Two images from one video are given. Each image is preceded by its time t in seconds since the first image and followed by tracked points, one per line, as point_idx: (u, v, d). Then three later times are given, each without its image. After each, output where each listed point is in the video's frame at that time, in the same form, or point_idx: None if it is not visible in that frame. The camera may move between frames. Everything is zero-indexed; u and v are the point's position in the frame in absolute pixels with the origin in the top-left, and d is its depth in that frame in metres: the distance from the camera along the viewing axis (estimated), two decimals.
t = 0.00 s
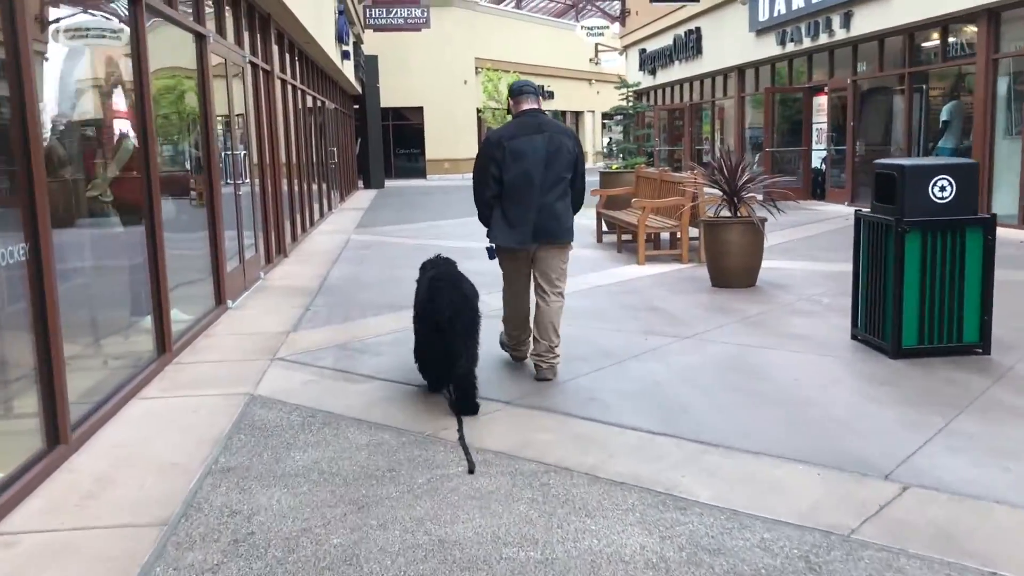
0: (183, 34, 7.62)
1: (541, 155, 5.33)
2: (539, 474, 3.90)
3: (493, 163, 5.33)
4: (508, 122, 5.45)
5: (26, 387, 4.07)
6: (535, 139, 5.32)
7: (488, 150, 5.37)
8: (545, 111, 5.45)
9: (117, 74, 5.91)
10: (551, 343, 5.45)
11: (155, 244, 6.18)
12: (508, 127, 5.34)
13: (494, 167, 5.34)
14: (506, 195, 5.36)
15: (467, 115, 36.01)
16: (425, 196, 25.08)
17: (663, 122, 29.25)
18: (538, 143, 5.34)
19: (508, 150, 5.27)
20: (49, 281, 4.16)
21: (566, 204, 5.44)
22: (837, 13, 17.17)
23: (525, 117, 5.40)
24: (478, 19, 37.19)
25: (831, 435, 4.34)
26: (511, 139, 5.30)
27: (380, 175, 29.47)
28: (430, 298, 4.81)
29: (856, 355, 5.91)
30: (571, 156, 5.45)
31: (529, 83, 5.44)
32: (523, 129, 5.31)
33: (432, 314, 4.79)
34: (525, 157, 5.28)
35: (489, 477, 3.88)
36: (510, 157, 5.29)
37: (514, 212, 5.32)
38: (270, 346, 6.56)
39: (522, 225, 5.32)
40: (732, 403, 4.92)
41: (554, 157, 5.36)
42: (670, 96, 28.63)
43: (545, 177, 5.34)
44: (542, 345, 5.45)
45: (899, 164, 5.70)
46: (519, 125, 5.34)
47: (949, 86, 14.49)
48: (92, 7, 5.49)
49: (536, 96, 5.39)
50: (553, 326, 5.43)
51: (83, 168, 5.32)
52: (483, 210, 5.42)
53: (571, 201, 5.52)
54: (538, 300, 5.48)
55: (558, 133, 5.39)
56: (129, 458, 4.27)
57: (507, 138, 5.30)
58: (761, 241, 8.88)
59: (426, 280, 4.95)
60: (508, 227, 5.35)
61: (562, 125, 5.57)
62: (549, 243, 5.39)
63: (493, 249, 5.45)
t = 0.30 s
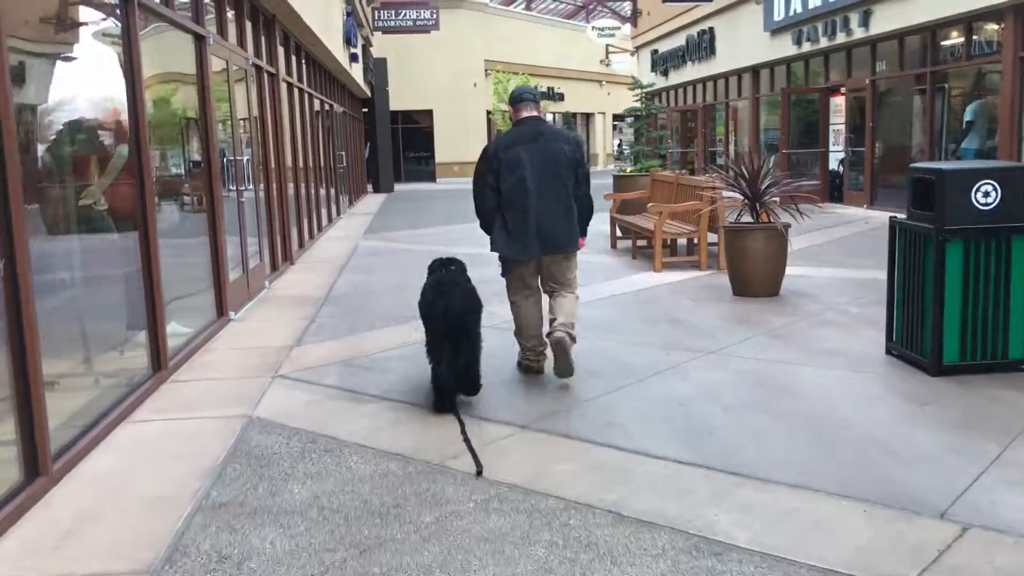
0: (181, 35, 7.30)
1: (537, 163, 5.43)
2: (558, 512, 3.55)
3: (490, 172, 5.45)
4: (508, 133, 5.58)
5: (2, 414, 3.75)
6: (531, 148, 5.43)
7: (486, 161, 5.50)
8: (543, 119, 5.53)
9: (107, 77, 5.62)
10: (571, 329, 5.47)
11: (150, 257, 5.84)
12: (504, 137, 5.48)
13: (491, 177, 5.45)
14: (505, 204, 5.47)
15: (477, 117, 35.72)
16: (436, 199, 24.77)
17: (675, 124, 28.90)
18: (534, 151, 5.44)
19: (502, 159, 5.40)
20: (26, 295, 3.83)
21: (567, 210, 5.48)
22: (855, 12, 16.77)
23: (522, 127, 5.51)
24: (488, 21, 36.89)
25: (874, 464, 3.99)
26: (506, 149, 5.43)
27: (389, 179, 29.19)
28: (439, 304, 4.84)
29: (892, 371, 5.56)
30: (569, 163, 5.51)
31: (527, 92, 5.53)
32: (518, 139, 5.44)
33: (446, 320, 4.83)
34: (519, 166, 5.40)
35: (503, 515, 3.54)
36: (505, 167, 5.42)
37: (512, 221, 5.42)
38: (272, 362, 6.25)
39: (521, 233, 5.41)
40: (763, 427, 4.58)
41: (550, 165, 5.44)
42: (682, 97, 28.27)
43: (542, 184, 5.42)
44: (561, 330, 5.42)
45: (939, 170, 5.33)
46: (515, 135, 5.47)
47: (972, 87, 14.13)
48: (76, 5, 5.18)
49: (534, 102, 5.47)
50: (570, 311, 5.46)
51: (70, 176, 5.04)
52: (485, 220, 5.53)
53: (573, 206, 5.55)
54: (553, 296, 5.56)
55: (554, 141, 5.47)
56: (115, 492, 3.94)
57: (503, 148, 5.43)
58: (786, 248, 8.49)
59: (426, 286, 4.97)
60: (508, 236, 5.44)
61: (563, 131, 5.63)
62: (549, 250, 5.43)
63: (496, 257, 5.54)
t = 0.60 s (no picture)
0: (176, 25, 6.97)
1: (536, 158, 5.42)
2: (580, 540, 3.23)
3: (492, 163, 5.48)
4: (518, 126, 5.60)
5: None
6: (534, 142, 5.42)
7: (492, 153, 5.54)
8: (550, 114, 5.52)
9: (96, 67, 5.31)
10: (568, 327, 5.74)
11: (144, 251, 5.50)
12: (510, 130, 5.51)
13: (493, 168, 5.48)
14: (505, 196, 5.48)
15: (483, 113, 35.39)
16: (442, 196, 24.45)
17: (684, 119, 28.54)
18: (536, 145, 5.43)
19: (503, 151, 5.43)
20: None
21: (567, 206, 5.44)
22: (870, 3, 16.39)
23: (529, 121, 5.52)
24: (494, 15, 36.52)
25: (923, 485, 3.67)
26: (509, 142, 5.45)
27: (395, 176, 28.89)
28: (450, 303, 4.82)
29: (930, 378, 5.24)
30: (572, 159, 5.45)
31: (540, 86, 5.55)
32: (521, 132, 5.45)
33: (455, 321, 4.80)
34: (518, 159, 5.41)
35: (520, 544, 3.22)
36: (506, 159, 5.44)
37: (509, 213, 5.43)
38: (272, 368, 5.94)
39: (516, 226, 5.40)
40: (798, 441, 4.26)
41: (550, 160, 5.42)
42: (691, 92, 27.91)
43: (540, 178, 5.42)
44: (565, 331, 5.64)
45: (982, 162, 4.98)
46: (520, 128, 5.49)
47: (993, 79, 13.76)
48: None
49: (544, 99, 5.50)
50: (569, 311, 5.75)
51: (55, 175, 4.73)
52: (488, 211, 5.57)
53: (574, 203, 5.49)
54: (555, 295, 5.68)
55: (558, 136, 5.44)
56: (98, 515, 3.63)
57: (506, 140, 5.46)
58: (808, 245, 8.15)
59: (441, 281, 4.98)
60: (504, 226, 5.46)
61: (573, 128, 5.58)
62: (543, 244, 5.40)
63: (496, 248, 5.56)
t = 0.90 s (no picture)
0: (159, 24, 6.61)
1: (546, 156, 5.35)
2: None
3: (501, 162, 5.39)
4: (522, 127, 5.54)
5: None
6: (543, 141, 5.36)
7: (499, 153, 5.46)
8: (557, 115, 5.47)
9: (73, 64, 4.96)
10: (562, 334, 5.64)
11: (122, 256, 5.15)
12: (517, 130, 5.44)
13: (502, 168, 5.39)
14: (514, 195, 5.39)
15: (477, 114, 35.07)
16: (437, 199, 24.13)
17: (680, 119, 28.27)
18: (546, 144, 5.37)
19: (513, 150, 5.35)
20: None
21: (575, 205, 5.40)
22: (872, 0, 16.11)
23: (535, 121, 5.46)
24: (487, 16, 36.22)
25: (970, 520, 3.36)
26: (519, 141, 5.38)
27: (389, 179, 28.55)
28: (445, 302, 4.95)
29: (960, 394, 4.94)
30: (580, 158, 5.42)
31: (543, 87, 5.51)
32: (530, 132, 5.39)
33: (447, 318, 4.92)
34: (529, 158, 5.34)
35: None
36: (516, 158, 5.36)
37: (520, 212, 5.34)
38: (261, 387, 5.62)
39: (528, 224, 5.31)
40: (827, 467, 3.96)
41: (560, 159, 5.37)
42: (687, 92, 27.63)
43: (550, 176, 5.35)
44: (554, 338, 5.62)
45: (1012, 166, 4.70)
46: (527, 128, 5.42)
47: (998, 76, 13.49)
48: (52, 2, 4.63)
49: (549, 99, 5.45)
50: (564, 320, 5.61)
51: (26, 181, 4.35)
52: (494, 211, 5.47)
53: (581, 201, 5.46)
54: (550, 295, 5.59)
55: (566, 136, 5.41)
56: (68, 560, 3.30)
57: (515, 140, 5.38)
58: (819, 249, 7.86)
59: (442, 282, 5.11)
60: (514, 225, 5.36)
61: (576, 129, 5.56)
62: (554, 243, 5.34)
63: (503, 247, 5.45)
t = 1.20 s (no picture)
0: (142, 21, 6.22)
1: (546, 159, 5.07)
2: None
3: (499, 167, 5.08)
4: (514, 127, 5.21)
5: None
6: (541, 143, 5.06)
7: (493, 155, 5.13)
8: (550, 115, 5.17)
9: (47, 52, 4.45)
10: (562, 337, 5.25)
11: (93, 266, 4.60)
12: (511, 132, 5.11)
13: (500, 172, 5.09)
14: (514, 199, 5.12)
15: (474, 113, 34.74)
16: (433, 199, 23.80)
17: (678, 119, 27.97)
18: (544, 147, 5.07)
19: (512, 154, 5.04)
20: None
21: (575, 205, 5.19)
22: None
23: (528, 123, 5.14)
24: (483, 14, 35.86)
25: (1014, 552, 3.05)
26: (515, 144, 5.06)
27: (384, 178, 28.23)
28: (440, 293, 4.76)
29: (987, 408, 4.62)
30: (577, 159, 5.18)
31: (532, 86, 5.16)
32: (526, 134, 5.07)
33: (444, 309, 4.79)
34: (529, 161, 5.04)
35: None
36: (514, 162, 5.06)
37: (522, 216, 5.07)
38: (242, 397, 5.28)
39: (532, 229, 5.06)
40: (850, 489, 3.65)
41: (558, 161, 5.10)
42: (685, 91, 27.33)
43: (551, 179, 5.09)
44: (551, 338, 5.25)
45: None
46: (521, 130, 5.11)
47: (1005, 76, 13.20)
48: None
49: (541, 99, 5.13)
50: (559, 318, 5.21)
51: None
52: (492, 214, 5.18)
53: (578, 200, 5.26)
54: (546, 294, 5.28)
55: (563, 136, 5.13)
56: None
57: (512, 142, 5.06)
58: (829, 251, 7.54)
59: (429, 275, 4.85)
60: (516, 229, 5.10)
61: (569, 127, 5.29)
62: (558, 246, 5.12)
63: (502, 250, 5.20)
